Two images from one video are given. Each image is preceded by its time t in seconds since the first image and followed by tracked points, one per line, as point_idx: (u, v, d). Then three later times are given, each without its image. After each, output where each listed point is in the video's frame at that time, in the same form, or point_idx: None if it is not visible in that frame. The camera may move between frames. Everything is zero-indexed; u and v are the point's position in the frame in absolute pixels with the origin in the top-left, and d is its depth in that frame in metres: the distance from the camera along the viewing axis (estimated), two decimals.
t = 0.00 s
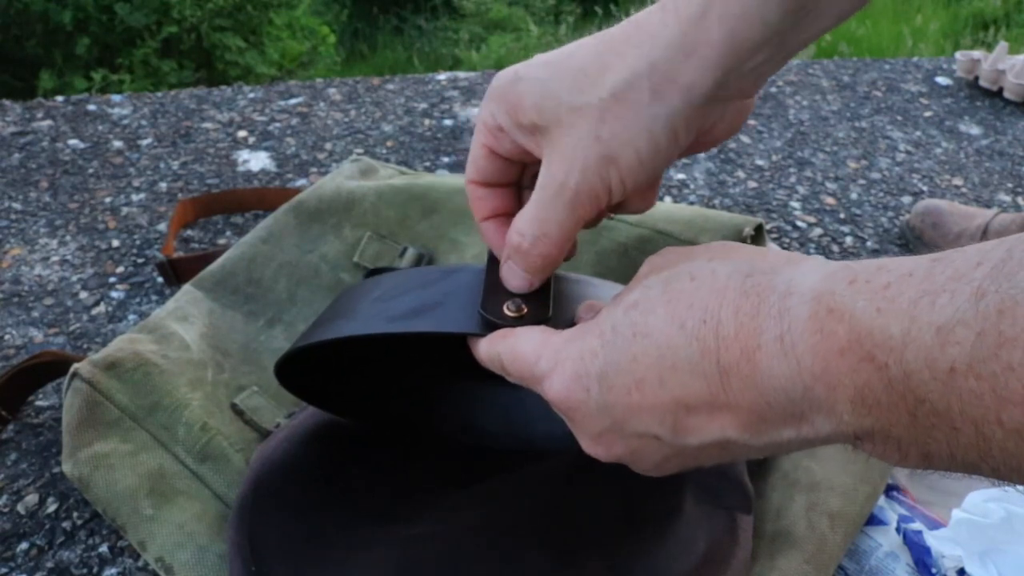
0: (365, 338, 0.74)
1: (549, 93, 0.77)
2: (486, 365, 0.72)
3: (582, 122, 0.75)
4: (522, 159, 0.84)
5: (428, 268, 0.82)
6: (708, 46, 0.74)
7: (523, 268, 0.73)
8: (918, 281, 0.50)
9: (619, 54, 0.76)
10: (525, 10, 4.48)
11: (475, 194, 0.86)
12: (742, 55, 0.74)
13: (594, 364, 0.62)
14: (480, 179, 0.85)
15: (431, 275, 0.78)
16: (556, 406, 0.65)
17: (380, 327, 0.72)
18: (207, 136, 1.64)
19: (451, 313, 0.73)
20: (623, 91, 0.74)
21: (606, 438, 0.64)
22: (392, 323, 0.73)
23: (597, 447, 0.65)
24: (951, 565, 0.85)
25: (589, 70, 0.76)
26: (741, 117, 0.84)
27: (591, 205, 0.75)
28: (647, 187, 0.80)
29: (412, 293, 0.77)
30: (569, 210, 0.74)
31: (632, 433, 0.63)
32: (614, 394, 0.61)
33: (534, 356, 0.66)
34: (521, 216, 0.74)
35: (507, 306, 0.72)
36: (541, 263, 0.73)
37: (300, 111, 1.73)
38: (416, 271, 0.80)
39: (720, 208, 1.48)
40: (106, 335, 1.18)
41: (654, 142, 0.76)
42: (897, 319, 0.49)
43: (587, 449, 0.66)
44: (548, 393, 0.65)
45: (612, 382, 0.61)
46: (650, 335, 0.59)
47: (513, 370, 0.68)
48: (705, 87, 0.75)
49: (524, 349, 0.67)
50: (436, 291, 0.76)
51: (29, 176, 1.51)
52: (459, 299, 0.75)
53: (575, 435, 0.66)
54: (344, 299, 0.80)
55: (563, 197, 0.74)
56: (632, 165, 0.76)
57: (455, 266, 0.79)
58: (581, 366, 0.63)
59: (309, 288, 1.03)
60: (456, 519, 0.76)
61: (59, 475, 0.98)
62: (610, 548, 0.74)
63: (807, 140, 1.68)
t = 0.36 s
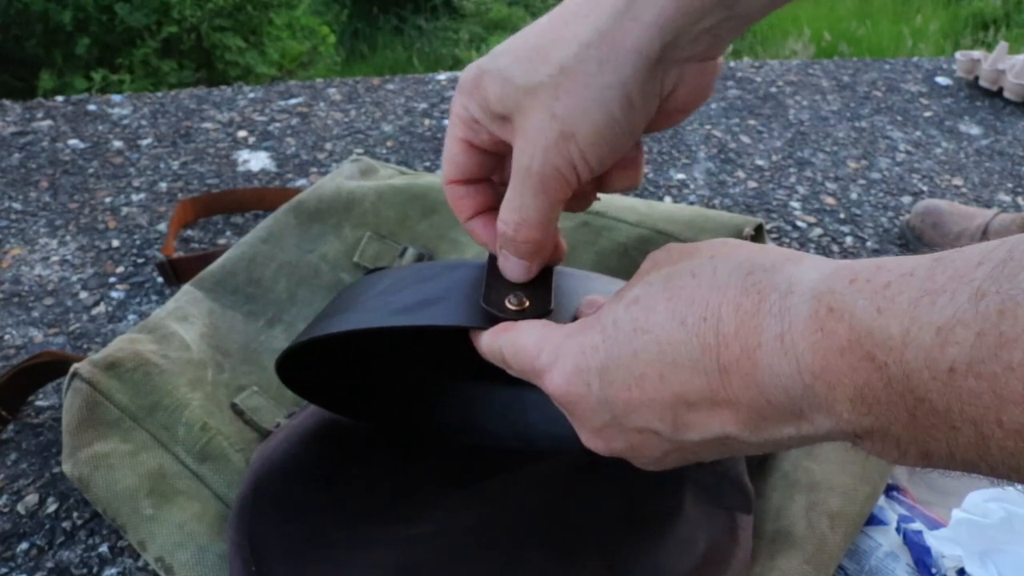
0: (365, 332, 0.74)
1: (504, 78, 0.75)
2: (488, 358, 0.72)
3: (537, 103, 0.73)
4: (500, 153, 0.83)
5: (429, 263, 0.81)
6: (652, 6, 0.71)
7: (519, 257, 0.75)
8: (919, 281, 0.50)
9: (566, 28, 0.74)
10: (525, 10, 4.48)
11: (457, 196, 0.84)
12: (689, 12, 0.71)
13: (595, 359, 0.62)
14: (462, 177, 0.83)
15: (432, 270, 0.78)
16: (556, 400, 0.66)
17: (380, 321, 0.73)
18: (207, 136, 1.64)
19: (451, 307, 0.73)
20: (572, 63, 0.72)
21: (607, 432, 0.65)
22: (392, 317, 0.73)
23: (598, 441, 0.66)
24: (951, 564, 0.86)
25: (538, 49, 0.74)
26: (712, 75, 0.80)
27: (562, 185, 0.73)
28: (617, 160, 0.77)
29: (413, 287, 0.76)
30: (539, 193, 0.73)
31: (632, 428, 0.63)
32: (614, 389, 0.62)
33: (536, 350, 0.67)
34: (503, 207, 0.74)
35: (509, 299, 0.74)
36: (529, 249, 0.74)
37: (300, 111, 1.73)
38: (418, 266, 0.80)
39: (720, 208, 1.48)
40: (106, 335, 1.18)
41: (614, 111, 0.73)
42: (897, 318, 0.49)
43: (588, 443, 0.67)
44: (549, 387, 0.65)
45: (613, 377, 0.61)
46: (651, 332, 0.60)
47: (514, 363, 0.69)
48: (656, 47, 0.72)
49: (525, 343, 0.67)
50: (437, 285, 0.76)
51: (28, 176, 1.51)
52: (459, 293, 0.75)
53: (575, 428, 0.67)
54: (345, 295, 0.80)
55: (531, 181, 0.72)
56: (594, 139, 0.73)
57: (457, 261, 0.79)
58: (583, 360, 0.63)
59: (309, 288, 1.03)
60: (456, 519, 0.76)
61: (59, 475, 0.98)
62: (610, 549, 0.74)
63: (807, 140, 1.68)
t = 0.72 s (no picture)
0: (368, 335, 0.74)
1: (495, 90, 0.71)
2: (487, 362, 0.72)
3: (537, 116, 0.70)
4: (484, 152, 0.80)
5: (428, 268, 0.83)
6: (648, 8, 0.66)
7: (529, 265, 0.74)
8: (921, 283, 0.50)
9: (556, 34, 0.69)
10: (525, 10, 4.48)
11: (440, 209, 0.83)
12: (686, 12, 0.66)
13: (596, 364, 0.62)
14: (441, 191, 0.82)
15: (432, 276, 0.79)
16: (557, 404, 0.65)
17: (386, 324, 0.73)
18: (207, 136, 1.64)
19: (451, 313, 0.74)
20: (571, 75, 0.68)
21: (608, 437, 0.64)
22: (397, 320, 0.73)
23: (599, 446, 0.65)
24: (950, 564, 0.85)
25: (530, 57, 0.70)
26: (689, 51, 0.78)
27: (568, 193, 0.71)
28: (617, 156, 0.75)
29: (414, 292, 0.78)
30: (546, 204, 0.71)
31: (633, 432, 0.63)
32: (615, 393, 0.61)
33: (537, 355, 0.67)
34: (508, 221, 0.73)
35: (509, 304, 0.74)
36: (540, 257, 0.74)
37: (300, 111, 1.73)
38: (416, 271, 0.81)
39: (720, 208, 1.48)
40: (106, 335, 1.18)
41: (616, 118, 0.70)
42: (899, 322, 0.49)
43: (589, 448, 0.66)
44: (549, 392, 0.65)
45: (614, 381, 0.61)
46: (652, 335, 0.60)
47: (515, 368, 0.69)
48: (654, 47, 0.68)
49: (526, 348, 0.68)
50: (438, 290, 0.77)
51: (28, 176, 1.51)
52: (460, 298, 0.76)
53: (576, 433, 0.66)
54: (344, 298, 0.80)
55: (541, 194, 0.70)
56: (599, 146, 0.70)
57: (455, 267, 0.81)
58: (583, 365, 0.63)
59: (309, 287, 1.03)
60: (456, 519, 0.76)
61: (59, 475, 0.98)
62: (611, 548, 0.74)
63: (807, 140, 1.68)
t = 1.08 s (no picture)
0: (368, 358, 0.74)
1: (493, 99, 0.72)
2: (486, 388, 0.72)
3: (531, 121, 0.70)
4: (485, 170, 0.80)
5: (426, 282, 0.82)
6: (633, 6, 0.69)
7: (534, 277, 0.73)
8: (930, 314, 0.50)
9: (546, 38, 0.71)
10: (525, 10, 4.48)
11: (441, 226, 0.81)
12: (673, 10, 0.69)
13: (599, 392, 0.62)
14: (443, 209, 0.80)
15: (429, 293, 0.79)
16: (560, 432, 0.65)
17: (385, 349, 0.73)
18: (207, 136, 1.64)
19: (449, 337, 0.74)
20: (564, 77, 0.69)
21: (613, 465, 0.64)
22: (396, 344, 0.74)
23: (603, 473, 0.65)
24: (951, 564, 0.85)
25: (521, 63, 0.71)
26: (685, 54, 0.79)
27: (569, 198, 0.71)
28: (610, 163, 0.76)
29: (413, 311, 0.77)
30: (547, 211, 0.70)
31: (638, 461, 0.63)
32: (620, 422, 0.61)
33: (538, 382, 0.67)
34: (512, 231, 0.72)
35: (509, 329, 0.74)
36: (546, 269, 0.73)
37: (300, 111, 1.73)
38: (416, 285, 0.80)
39: (721, 208, 1.48)
40: (106, 335, 1.17)
41: (610, 118, 0.71)
42: (909, 354, 0.49)
43: (592, 474, 0.66)
44: (551, 420, 0.65)
45: (618, 411, 0.61)
46: (655, 364, 0.60)
47: (516, 395, 0.69)
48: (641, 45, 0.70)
49: (527, 375, 0.68)
50: (437, 310, 0.77)
51: (28, 176, 1.51)
52: (459, 319, 0.76)
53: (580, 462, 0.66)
54: (342, 313, 0.80)
55: (539, 200, 0.70)
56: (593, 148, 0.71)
57: (455, 283, 0.80)
58: (585, 394, 0.63)
59: (309, 287, 1.03)
60: (457, 518, 0.76)
61: (59, 475, 0.98)
62: (610, 547, 0.74)
63: (807, 140, 1.68)
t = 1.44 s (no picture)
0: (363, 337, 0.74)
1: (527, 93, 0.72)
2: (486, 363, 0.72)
3: (571, 121, 0.71)
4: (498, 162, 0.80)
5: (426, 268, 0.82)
6: (682, 9, 0.70)
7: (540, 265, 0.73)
8: (921, 290, 0.50)
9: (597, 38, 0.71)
10: (526, 10, 4.49)
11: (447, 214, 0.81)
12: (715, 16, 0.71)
13: (595, 365, 0.62)
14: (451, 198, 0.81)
15: (429, 276, 0.79)
16: (556, 406, 0.65)
17: (377, 327, 0.73)
18: (207, 136, 1.64)
19: (449, 313, 0.73)
20: (609, 78, 0.70)
21: (607, 439, 0.64)
22: (390, 322, 0.73)
23: (597, 447, 0.65)
24: (950, 565, 0.85)
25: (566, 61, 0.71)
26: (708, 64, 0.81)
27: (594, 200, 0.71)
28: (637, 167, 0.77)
29: (411, 292, 0.77)
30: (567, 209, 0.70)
31: (632, 435, 0.63)
32: (614, 395, 0.61)
33: (535, 356, 0.67)
34: (524, 226, 0.71)
35: (507, 305, 0.74)
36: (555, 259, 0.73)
37: (300, 111, 1.73)
38: (418, 271, 0.80)
39: (721, 208, 1.48)
40: (106, 335, 1.18)
41: (649, 121, 0.72)
42: (900, 328, 0.49)
43: (587, 449, 0.66)
44: (547, 393, 0.65)
45: (613, 384, 0.61)
46: (650, 338, 0.60)
47: (513, 370, 0.68)
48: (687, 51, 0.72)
49: (525, 350, 0.68)
50: (437, 290, 0.77)
51: (28, 176, 1.51)
52: (458, 299, 0.75)
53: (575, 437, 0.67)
54: (343, 300, 0.80)
55: (567, 200, 0.70)
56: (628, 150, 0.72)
57: (457, 267, 0.79)
58: (582, 367, 0.63)
59: (309, 287, 1.03)
60: (456, 518, 0.76)
61: (59, 475, 0.98)
62: (610, 547, 0.74)
63: (807, 141, 1.68)
